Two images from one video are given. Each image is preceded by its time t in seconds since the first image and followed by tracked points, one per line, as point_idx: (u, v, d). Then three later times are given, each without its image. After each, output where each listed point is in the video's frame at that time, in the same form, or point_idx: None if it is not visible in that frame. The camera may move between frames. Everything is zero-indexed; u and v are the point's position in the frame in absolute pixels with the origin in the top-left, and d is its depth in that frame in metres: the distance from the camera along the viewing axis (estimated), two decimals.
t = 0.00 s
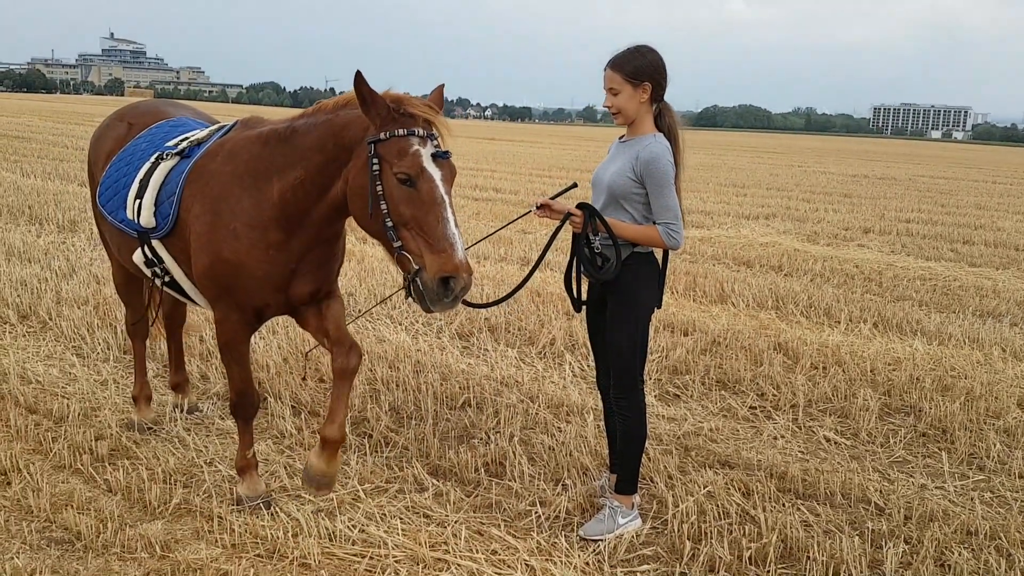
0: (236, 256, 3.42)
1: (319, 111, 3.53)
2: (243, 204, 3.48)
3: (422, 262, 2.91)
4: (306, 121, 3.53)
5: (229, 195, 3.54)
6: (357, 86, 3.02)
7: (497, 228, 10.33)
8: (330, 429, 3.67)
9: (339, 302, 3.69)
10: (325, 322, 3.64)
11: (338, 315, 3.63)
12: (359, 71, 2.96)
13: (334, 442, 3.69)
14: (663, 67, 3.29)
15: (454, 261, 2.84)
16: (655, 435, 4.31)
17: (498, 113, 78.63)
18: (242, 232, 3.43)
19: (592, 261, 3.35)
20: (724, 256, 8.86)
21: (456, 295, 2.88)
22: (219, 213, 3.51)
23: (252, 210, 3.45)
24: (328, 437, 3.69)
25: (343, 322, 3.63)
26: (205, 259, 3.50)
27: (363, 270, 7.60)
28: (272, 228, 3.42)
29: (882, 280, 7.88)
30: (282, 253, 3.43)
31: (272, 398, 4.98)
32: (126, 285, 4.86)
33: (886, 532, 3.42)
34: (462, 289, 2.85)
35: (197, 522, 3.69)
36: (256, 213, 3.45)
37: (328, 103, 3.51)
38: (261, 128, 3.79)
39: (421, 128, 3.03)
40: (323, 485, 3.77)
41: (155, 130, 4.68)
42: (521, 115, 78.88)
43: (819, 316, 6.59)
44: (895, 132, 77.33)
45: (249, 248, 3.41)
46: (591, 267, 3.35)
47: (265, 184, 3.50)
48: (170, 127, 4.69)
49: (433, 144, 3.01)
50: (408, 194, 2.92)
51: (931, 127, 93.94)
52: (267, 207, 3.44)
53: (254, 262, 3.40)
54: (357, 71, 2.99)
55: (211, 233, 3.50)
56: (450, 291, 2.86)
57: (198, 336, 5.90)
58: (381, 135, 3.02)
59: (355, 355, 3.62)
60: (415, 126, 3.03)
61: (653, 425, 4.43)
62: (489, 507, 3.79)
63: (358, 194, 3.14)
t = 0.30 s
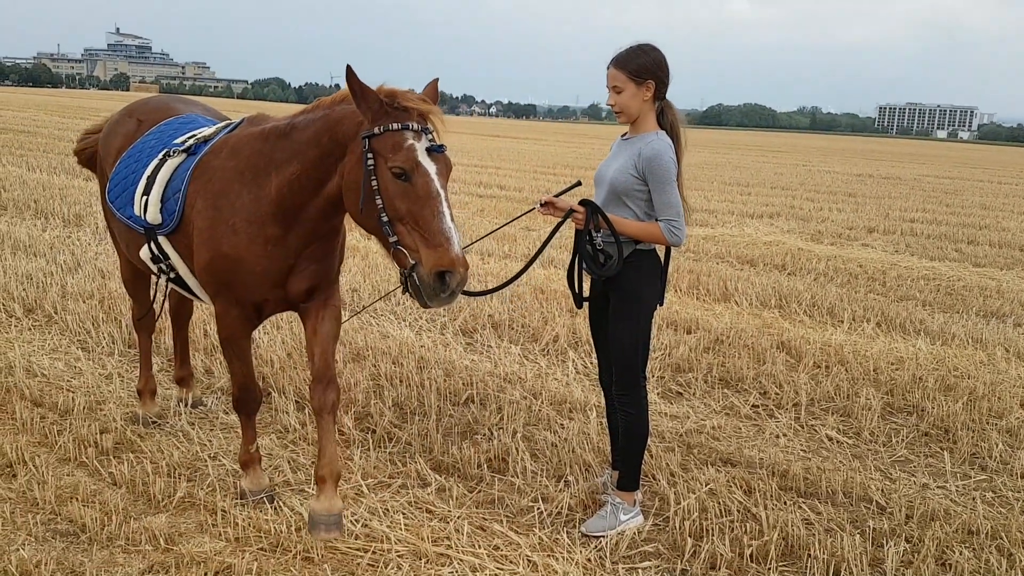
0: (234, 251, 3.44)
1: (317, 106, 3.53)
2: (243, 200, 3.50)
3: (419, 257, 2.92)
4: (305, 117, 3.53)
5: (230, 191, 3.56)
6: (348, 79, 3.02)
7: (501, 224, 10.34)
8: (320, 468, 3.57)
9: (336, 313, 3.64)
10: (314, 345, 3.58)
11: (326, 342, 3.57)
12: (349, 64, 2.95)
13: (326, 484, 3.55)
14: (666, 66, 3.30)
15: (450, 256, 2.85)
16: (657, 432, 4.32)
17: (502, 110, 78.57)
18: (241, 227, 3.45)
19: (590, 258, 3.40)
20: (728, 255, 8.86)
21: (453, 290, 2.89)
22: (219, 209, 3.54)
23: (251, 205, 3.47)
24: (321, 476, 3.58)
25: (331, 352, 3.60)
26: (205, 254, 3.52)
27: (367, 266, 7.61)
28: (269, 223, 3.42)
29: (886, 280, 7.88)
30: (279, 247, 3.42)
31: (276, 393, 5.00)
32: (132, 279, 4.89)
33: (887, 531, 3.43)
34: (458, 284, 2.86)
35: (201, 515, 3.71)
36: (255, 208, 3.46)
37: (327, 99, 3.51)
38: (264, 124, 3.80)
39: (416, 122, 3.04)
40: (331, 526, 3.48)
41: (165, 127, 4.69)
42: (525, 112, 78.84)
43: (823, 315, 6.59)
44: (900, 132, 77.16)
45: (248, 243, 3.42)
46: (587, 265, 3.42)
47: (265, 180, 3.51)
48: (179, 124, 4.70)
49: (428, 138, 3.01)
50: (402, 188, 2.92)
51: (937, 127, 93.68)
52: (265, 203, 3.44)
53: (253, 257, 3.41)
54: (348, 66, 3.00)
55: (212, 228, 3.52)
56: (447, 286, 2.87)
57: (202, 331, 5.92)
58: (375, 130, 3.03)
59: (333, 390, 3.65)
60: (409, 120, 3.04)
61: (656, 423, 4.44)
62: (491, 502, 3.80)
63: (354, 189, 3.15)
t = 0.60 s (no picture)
0: (238, 251, 3.45)
1: (319, 108, 3.54)
2: (246, 200, 3.51)
3: (413, 259, 2.93)
4: (308, 118, 3.54)
5: (234, 191, 3.58)
6: (347, 80, 3.03)
7: (507, 224, 10.34)
8: (332, 451, 3.65)
9: (341, 311, 3.65)
10: (326, 335, 3.63)
11: (337, 331, 3.61)
12: (348, 65, 2.96)
13: (337, 467, 3.63)
14: (669, 66, 3.30)
15: (444, 258, 2.85)
16: (662, 432, 4.32)
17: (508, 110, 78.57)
18: (244, 228, 3.46)
19: (596, 258, 3.39)
20: (734, 255, 8.85)
21: (447, 293, 2.89)
22: (224, 209, 3.56)
23: (254, 206, 3.48)
24: (332, 460, 3.65)
25: (342, 340, 3.62)
26: (210, 253, 3.54)
27: (373, 266, 7.63)
28: (272, 224, 3.43)
29: (892, 280, 7.85)
30: (282, 248, 3.43)
31: (281, 392, 5.02)
32: (139, 278, 4.91)
33: (892, 531, 3.42)
34: (453, 287, 2.87)
35: (207, 513, 3.72)
36: (259, 209, 3.47)
37: (330, 100, 3.52)
38: (269, 125, 3.81)
39: (413, 124, 3.04)
40: (337, 509, 3.60)
41: (174, 127, 4.72)
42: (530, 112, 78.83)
43: (829, 315, 6.58)
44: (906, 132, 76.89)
45: (251, 243, 3.44)
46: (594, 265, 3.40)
47: (268, 180, 3.52)
48: (188, 124, 4.73)
49: (424, 140, 3.01)
50: (398, 190, 2.93)
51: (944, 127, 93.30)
52: (268, 203, 3.46)
53: (256, 257, 3.43)
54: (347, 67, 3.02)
55: (216, 228, 3.54)
56: (441, 289, 2.87)
57: (208, 330, 5.95)
58: (372, 132, 3.04)
59: (348, 373, 3.66)
60: (407, 122, 3.05)
61: (660, 423, 4.44)
62: (496, 501, 3.81)
63: (351, 191, 3.16)
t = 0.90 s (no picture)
0: (244, 250, 3.47)
1: (323, 108, 3.55)
2: (252, 200, 3.52)
3: (416, 259, 2.94)
4: (312, 117, 3.55)
5: (240, 191, 3.59)
6: (348, 80, 3.04)
7: (512, 224, 10.35)
8: (337, 453, 3.70)
9: (345, 311, 3.65)
10: (329, 335, 3.63)
11: (340, 331, 3.61)
12: (349, 66, 2.98)
13: (343, 467, 3.68)
14: (673, 66, 3.30)
15: (447, 257, 2.86)
16: (667, 433, 4.33)
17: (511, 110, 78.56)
18: (250, 227, 3.47)
19: (600, 258, 3.39)
20: (740, 256, 8.84)
21: (451, 292, 2.90)
22: (230, 209, 3.57)
23: (260, 206, 3.49)
24: (338, 461, 3.70)
25: (343, 342, 3.63)
26: (217, 252, 3.56)
27: (378, 266, 7.64)
28: (277, 223, 3.44)
29: (898, 281, 7.84)
30: (287, 247, 3.44)
31: (287, 392, 5.03)
32: (146, 279, 4.93)
33: (898, 532, 3.42)
34: (456, 286, 2.87)
35: (213, 512, 3.74)
36: (264, 208, 3.48)
37: (333, 100, 3.53)
38: (274, 125, 3.82)
39: (414, 124, 3.05)
40: (346, 512, 3.61)
41: (180, 128, 4.73)
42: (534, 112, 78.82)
43: (834, 316, 6.57)
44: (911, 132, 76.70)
45: (257, 243, 3.45)
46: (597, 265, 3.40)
47: (273, 180, 3.53)
48: (193, 125, 4.74)
49: (426, 139, 3.02)
50: (399, 189, 2.94)
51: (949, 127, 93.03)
52: (274, 203, 3.46)
53: (262, 257, 3.44)
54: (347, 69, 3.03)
55: (223, 227, 3.55)
56: (444, 288, 2.88)
57: (215, 329, 5.96)
58: (374, 132, 3.05)
59: (350, 374, 3.69)
60: (407, 122, 3.06)
61: (666, 423, 4.44)
62: (501, 501, 3.82)
63: (354, 191, 3.17)
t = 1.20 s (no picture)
0: (255, 250, 3.47)
1: (335, 110, 3.56)
2: (264, 201, 3.53)
3: (428, 259, 2.96)
4: (324, 119, 3.56)
5: (252, 192, 3.60)
6: (360, 82, 3.05)
7: (523, 224, 10.36)
8: (335, 465, 3.68)
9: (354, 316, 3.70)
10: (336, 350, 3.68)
11: (346, 347, 3.67)
12: (361, 69, 2.99)
13: (340, 481, 3.68)
14: (684, 67, 3.30)
15: (459, 258, 2.88)
16: (680, 433, 4.33)
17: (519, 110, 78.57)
18: (262, 228, 3.48)
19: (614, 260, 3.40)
20: (751, 256, 8.82)
21: (462, 293, 2.92)
22: (242, 210, 3.58)
23: (272, 207, 3.50)
24: (335, 473, 3.69)
25: (351, 359, 3.68)
26: (228, 253, 3.57)
27: (389, 267, 7.66)
28: (289, 224, 3.45)
29: (911, 281, 7.80)
30: (299, 247, 3.45)
31: (300, 392, 5.06)
32: (159, 280, 4.96)
33: (912, 533, 3.41)
34: (467, 286, 2.89)
35: (227, 513, 3.76)
36: (276, 209, 3.49)
37: (345, 102, 3.54)
38: (286, 126, 3.84)
39: (427, 125, 3.06)
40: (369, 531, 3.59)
41: (191, 130, 4.75)
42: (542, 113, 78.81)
43: (847, 316, 6.55)
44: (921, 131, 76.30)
45: (268, 244, 3.46)
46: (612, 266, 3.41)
47: (284, 181, 3.54)
48: (205, 127, 4.76)
49: (439, 141, 3.03)
50: (412, 191, 2.96)
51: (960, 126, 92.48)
52: (285, 204, 3.47)
53: (273, 258, 3.45)
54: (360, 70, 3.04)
55: (234, 228, 3.56)
56: (455, 289, 2.90)
57: (227, 330, 6.00)
58: (387, 133, 3.06)
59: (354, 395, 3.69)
60: (421, 123, 3.07)
61: (678, 424, 4.44)
62: (514, 502, 3.83)
63: (366, 192, 3.19)
